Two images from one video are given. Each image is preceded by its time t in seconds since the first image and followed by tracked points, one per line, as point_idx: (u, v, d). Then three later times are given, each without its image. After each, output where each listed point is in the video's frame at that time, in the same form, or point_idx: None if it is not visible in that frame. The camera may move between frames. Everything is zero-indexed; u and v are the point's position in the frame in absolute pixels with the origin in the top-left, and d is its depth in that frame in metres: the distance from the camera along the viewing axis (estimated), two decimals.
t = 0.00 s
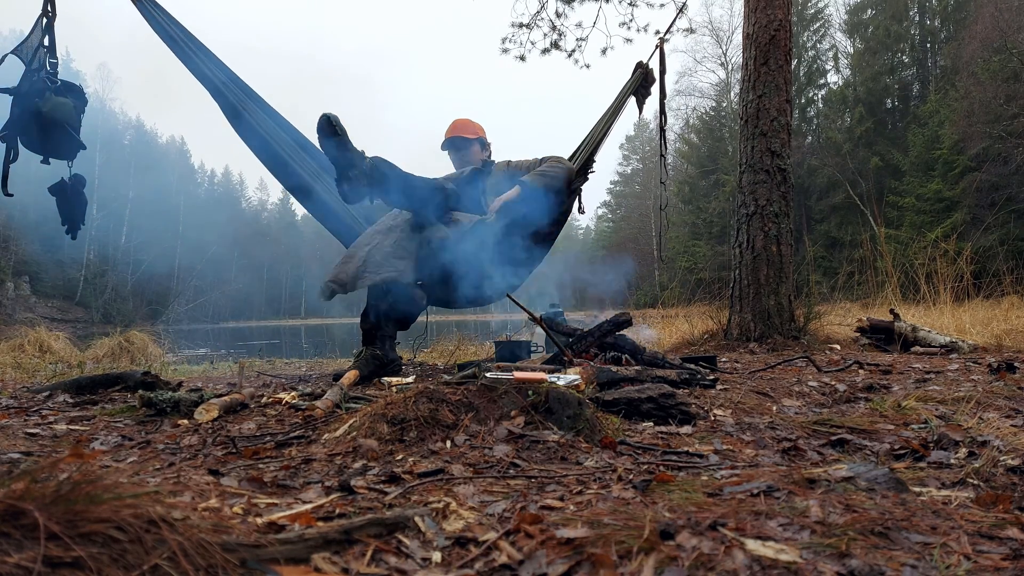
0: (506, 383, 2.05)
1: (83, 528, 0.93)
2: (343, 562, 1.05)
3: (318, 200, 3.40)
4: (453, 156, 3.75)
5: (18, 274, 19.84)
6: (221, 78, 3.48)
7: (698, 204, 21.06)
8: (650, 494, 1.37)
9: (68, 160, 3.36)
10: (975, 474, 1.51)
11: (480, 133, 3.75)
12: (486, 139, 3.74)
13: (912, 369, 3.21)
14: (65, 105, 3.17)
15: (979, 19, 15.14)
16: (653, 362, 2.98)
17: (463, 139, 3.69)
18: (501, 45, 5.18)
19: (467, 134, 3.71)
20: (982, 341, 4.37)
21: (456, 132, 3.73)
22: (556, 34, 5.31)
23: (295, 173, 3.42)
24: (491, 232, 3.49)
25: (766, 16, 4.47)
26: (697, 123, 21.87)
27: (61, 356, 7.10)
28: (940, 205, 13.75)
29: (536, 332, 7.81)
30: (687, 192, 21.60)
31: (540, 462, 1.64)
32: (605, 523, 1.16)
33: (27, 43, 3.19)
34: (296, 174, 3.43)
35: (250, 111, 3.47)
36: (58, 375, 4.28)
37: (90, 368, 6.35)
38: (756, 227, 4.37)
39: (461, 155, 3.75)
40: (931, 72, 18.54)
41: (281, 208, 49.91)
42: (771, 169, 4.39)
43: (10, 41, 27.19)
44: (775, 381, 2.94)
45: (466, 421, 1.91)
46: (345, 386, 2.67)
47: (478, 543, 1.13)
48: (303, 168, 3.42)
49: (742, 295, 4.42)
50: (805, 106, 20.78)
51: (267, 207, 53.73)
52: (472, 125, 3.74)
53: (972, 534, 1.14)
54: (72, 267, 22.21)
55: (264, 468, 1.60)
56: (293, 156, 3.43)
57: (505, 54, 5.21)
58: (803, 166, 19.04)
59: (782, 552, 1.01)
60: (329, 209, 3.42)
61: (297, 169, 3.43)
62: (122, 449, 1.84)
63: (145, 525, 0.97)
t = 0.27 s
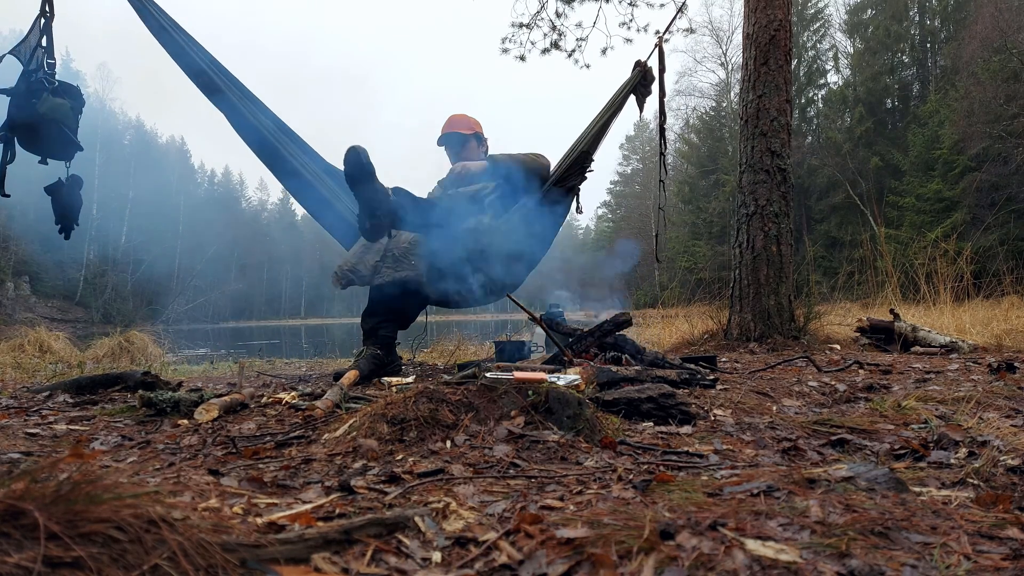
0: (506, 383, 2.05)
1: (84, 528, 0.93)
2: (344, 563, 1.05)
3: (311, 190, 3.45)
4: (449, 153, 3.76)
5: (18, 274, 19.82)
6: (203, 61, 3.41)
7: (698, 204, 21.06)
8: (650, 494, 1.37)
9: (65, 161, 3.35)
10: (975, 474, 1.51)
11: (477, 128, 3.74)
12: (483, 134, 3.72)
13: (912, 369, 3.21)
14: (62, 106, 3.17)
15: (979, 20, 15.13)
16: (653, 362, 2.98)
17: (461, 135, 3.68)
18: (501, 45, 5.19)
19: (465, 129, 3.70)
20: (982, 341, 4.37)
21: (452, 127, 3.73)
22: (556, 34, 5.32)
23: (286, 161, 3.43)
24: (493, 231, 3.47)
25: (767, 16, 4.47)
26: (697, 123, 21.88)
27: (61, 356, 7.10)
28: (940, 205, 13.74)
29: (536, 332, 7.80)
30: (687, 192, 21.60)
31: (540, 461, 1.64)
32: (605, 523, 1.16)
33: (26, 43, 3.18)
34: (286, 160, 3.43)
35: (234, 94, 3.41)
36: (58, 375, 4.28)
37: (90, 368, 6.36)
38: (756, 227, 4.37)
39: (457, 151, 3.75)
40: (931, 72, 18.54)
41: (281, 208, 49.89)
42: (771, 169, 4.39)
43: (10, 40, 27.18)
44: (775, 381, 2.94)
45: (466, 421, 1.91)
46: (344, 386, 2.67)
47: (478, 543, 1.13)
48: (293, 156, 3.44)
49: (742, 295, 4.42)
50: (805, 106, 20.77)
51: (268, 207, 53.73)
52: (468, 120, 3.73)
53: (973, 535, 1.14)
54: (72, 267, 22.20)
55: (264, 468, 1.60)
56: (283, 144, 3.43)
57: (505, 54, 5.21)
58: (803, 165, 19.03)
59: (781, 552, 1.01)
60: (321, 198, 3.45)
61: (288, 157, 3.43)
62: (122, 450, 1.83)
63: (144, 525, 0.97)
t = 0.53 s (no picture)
0: (506, 383, 2.05)
1: (83, 528, 0.93)
2: (344, 562, 1.05)
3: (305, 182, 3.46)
4: (446, 153, 3.75)
5: (18, 274, 19.80)
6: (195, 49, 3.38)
7: (698, 204, 21.07)
8: (649, 494, 1.37)
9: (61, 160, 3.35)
10: (975, 474, 1.51)
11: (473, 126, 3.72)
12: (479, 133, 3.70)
13: (912, 369, 3.21)
14: (58, 106, 3.17)
15: (979, 20, 15.13)
16: (653, 362, 2.98)
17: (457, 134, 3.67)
18: (501, 45, 5.20)
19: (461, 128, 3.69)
20: (982, 341, 4.37)
21: (446, 127, 3.73)
22: (556, 34, 5.33)
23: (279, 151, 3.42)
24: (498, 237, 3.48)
25: (767, 16, 4.47)
26: (697, 123, 21.88)
27: (61, 356, 7.11)
28: (940, 205, 13.73)
29: (536, 332, 7.80)
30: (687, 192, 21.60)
31: (540, 461, 1.64)
32: (605, 523, 1.16)
33: (24, 42, 3.18)
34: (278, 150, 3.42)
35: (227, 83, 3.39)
36: (58, 375, 4.29)
37: (91, 368, 6.36)
38: (756, 227, 4.37)
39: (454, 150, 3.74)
40: (931, 72, 18.55)
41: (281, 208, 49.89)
42: (771, 169, 4.39)
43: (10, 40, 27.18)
44: (776, 381, 2.94)
45: (466, 420, 1.91)
46: (344, 386, 2.67)
47: (478, 543, 1.13)
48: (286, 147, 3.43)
49: (742, 295, 4.42)
50: (805, 106, 20.77)
51: (268, 207, 53.72)
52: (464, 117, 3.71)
53: (972, 535, 1.14)
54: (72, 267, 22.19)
55: (264, 468, 1.60)
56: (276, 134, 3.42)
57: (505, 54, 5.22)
58: (803, 165, 19.03)
59: (781, 552, 1.01)
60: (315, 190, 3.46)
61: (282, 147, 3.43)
62: (122, 449, 1.84)
63: (144, 525, 0.97)
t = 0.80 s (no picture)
0: (506, 383, 2.05)
1: (84, 528, 0.93)
2: (344, 563, 1.05)
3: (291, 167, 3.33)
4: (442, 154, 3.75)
5: (18, 275, 19.79)
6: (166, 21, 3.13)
7: (698, 204, 21.07)
8: (649, 494, 1.37)
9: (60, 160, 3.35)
10: (975, 475, 1.51)
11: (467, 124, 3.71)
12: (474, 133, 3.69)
13: (912, 369, 3.21)
14: (58, 106, 3.17)
15: (979, 20, 15.13)
16: (653, 362, 2.98)
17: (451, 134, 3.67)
18: (502, 45, 5.20)
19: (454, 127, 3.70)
20: (982, 341, 4.37)
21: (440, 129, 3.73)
22: (556, 34, 5.34)
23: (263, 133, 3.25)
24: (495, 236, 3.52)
25: (767, 16, 4.47)
26: (697, 123, 21.87)
27: (61, 356, 7.11)
28: (940, 205, 13.73)
29: (536, 332, 7.81)
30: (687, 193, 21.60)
31: (540, 461, 1.64)
32: (605, 523, 1.16)
33: (23, 42, 3.18)
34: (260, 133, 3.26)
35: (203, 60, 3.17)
36: (58, 375, 4.29)
37: (91, 368, 6.36)
38: (756, 226, 4.37)
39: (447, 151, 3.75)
40: (931, 72, 18.54)
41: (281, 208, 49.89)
42: (771, 169, 4.39)
43: (10, 40, 27.19)
44: (775, 381, 2.94)
45: (466, 421, 1.91)
46: (345, 386, 2.67)
47: (478, 543, 1.13)
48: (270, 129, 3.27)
49: (742, 295, 4.41)
50: (805, 106, 20.76)
51: (268, 207, 53.73)
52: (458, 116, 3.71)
53: (972, 534, 1.14)
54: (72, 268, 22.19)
55: (264, 468, 1.60)
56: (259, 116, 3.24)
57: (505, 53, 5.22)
58: (803, 165, 19.03)
59: (782, 552, 1.01)
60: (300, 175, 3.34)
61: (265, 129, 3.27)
62: (121, 450, 1.83)
63: (144, 525, 0.97)
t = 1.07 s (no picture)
0: (506, 384, 2.05)
1: (84, 528, 0.93)
2: (344, 562, 1.05)
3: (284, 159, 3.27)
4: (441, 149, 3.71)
5: (18, 275, 19.77)
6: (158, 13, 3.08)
7: (698, 204, 21.07)
8: (650, 494, 1.37)
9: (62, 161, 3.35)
10: (975, 474, 1.51)
11: (467, 120, 3.67)
12: (474, 129, 3.64)
13: (912, 369, 3.21)
14: (59, 105, 3.17)
15: (979, 20, 15.14)
16: (653, 362, 2.98)
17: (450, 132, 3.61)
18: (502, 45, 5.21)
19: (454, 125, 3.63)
20: (982, 341, 4.38)
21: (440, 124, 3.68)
22: (556, 34, 5.34)
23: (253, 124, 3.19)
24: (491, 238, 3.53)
25: (767, 16, 4.47)
26: (698, 123, 21.88)
27: (61, 356, 7.10)
28: (941, 205, 13.73)
29: (535, 332, 7.81)
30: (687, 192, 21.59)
31: (540, 461, 1.64)
32: (605, 523, 1.16)
33: (25, 42, 3.19)
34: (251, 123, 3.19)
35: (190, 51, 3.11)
36: (58, 375, 4.29)
37: (91, 368, 6.35)
38: (756, 227, 4.37)
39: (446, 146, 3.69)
40: (931, 72, 18.54)
41: (281, 208, 49.88)
42: (770, 169, 4.39)
43: (10, 40, 27.19)
44: (775, 381, 2.95)
45: (466, 421, 1.91)
46: (345, 386, 2.67)
47: (478, 543, 1.13)
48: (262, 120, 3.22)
49: (742, 295, 4.41)
50: (805, 106, 20.76)
51: (268, 207, 53.74)
52: (457, 112, 3.67)
53: (972, 535, 1.14)
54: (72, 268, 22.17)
55: (264, 468, 1.60)
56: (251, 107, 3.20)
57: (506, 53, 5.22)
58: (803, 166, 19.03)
59: (781, 552, 1.01)
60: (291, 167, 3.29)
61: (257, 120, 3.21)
62: (121, 450, 1.83)
63: (145, 525, 0.97)
